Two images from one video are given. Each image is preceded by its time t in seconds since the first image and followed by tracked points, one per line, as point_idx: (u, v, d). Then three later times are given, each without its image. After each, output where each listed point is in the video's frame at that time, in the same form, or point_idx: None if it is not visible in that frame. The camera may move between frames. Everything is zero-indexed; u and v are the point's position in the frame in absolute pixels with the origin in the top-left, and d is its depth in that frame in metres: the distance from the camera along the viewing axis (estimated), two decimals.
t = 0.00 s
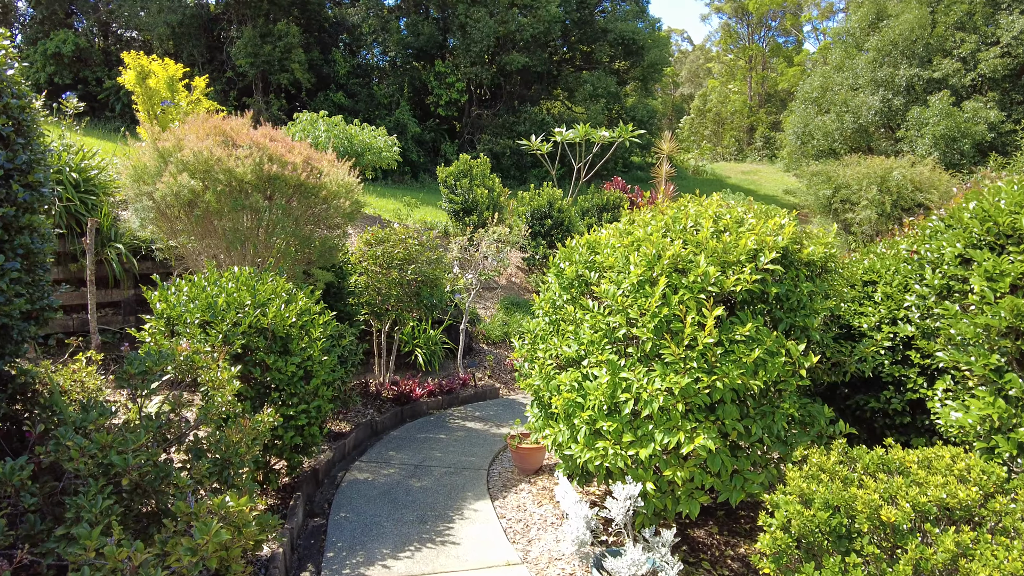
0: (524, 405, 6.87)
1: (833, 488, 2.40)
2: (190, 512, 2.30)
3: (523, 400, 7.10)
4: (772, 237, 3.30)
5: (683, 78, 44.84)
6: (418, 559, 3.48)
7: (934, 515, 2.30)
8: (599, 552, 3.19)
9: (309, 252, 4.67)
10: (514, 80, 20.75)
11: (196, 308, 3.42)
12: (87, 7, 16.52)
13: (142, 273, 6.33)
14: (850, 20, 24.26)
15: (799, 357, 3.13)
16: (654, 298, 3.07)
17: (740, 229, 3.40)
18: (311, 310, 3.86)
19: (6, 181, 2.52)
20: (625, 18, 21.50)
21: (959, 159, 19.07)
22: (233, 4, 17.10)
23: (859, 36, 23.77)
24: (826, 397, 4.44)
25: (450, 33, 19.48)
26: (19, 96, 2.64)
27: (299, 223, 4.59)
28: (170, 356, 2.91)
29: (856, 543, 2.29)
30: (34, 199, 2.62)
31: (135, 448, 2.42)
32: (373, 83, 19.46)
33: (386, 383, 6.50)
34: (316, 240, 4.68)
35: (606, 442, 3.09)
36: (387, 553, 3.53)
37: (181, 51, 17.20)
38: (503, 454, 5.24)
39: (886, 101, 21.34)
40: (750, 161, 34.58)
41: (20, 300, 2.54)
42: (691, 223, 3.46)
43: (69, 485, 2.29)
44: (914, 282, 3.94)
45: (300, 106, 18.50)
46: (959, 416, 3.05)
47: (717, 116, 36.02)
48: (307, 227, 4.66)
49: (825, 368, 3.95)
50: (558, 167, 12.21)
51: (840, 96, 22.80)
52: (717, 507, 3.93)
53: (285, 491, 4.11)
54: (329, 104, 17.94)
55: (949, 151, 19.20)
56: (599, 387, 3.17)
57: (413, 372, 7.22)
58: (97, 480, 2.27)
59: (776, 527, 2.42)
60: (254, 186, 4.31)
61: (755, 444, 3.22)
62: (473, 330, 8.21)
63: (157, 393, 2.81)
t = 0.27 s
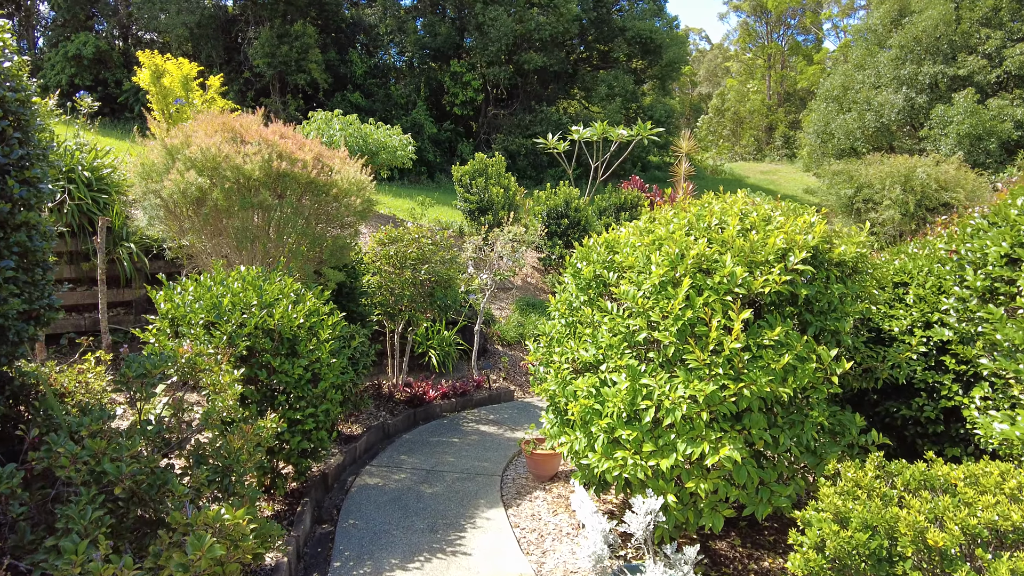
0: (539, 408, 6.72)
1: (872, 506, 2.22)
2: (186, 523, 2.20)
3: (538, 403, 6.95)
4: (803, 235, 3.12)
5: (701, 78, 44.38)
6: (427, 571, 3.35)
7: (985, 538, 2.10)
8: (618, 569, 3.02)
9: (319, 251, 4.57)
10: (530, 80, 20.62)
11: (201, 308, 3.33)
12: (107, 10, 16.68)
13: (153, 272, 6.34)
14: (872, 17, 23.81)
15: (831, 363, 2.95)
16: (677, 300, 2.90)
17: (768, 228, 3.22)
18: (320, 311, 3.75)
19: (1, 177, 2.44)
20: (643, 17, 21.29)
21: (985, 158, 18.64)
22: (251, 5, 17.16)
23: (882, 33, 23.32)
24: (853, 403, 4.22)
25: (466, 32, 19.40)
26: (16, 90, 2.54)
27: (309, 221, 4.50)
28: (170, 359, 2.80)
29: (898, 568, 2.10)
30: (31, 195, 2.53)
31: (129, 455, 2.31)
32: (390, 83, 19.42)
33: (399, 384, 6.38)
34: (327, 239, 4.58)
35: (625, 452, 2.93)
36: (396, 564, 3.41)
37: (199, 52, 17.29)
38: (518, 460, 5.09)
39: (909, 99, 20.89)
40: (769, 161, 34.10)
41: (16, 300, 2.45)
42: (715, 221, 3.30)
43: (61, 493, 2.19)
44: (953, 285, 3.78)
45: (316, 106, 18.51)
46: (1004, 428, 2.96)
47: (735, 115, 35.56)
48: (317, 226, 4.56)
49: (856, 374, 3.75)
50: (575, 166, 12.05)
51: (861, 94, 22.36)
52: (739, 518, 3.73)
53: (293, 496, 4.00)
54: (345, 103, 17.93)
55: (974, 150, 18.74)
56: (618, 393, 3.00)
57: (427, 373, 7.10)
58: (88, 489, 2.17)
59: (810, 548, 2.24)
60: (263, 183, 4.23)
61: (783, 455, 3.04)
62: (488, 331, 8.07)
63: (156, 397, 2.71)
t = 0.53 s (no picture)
0: (553, 413, 6.57)
1: (921, 529, 2.04)
2: (184, 538, 2.08)
3: (552, 407, 6.79)
4: (836, 235, 2.95)
5: (714, 78, 44.02)
6: None
7: None
8: None
9: (328, 251, 4.44)
10: (542, 79, 20.48)
11: (205, 310, 3.21)
12: (122, 11, 16.74)
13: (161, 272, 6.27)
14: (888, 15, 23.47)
15: (868, 370, 2.77)
16: (704, 303, 2.73)
17: (799, 227, 3.05)
18: (328, 313, 3.63)
19: None
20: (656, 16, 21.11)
21: (1005, 158, 18.30)
22: (263, 5, 17.16)
23: (898, 31, 22.98)
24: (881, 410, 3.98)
25: (478, 32, 19.31)
26: (11, 82, 2.43)
27: (318, 220, 4.38)
28: (171, 363, 2.68)
29: None
30: (26, 192, 2.41)
31: (124, 466, 2.19)
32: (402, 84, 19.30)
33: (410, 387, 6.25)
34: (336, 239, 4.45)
35: (647, 464, 2.78)
36: None
37: (212, 53, 17.31)
38: (532, 466, 4.94)
39: (927, 99, 20.57)
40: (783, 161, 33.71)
41: (10, 302, 2.34)
42: (743, 220, 3.13)
43: (53, 505, 2.08)
44: (994, 288, 3.56)
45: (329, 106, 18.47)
46: None
47: (748, 115, 35.21)
48: (327, 224, 4.44)
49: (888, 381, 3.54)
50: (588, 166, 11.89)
51: (878, 94, 22.03)
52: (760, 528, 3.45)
53: (300, 504, 3.87)
54: (357, 104, 17.87)
55: (994, 150, 18.39)
56: (640, 402, 2.84)
57: (438, 376, 6.96)
58: (80, 502, 2.06)
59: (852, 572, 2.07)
60: (271, 181, 4.10)
61: (814, 467, 2.87)
62: (500, 333, 7.92)
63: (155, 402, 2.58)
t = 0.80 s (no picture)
0: (560, 418, 6.42)
1: (956, 557, 1.89)
2: (167, 558, 1.97)
3: (558, 413, 6.64)
4: (859, 237, 2.80)
5: (722, 78, 43.75)
6: None
7: None
8: None
9: (328, 252, 4.32)
10: (550, 79, 20.34)
11: (198, 314, 3.08)
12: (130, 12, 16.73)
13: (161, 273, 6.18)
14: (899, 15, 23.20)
15: (893, 381, 2.61)
16: (720, 309, 2.58)
17: (820, 229, 2.89)
18: (327, 316, 3.50)
19: None
20: (665, 16, 20.91)
21: (1018, 158, 18.03)
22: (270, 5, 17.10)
23: (910, 31, 22.68)
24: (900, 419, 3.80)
25: (486, 32, 19.19)
26: None
27: (318, 220, 4.25)
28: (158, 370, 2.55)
29: None
30: (7, 190, 2.29)
31: (103, 482, 2.07)
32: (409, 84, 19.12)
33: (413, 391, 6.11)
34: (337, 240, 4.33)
35: (659, 479, 2.63)
36: None
37: (219, 53, 17.26)
38: (537, 474, 4.79)
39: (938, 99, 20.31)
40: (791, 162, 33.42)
41: None
42: (760, 221, 2.98)
43: (28, 522, 1.96)
44: None
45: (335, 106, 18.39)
46: None
47: (757, 116, 34.94)
48: (327, 225, 4.31)
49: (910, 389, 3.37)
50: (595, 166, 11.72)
51: (889, 94, 21.75)
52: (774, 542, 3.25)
53: (297, 514, 3.74)
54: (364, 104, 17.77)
55: (1007, 151, 18.13)
56: (651, 413, 2.69)
57: (442, 379, 6.82)
58: (54, 521, 1.94)
59: None
60: (269, 180, 3.98)
61: (833, 483, 2.71)
62: (506, 335, 7.78)
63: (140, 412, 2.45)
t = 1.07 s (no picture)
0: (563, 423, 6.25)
1: None
2: None
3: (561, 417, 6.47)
4: (881, 235, 2.62)
5: (726, 78, 43.54)
6: None
7: None
8: None
9: (322, 251, 4.16)
10: (553, 79, 20.17)
11: (180, 316, 2.92)
12: (132, 12, 16.62)
13: (155, 273, 6.03)
14: (905, 13, 23.00)
15: (919, 390, 2.43)
16: (734, 312, 2.40)
17: (839, 227, 2.71)
18: (318, 319, 3.34)
19: None
20: (669, 15, 20.72)
21: None
22: (273, 5, 16.98)
23: (916, 29, 22.44)
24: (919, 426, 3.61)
25: (489, 32, 19.05)
26: None
27: (311, 218, 4.09)
28: (136, 375, 2.40)
29: None
30: None
31: (68, 497, 1.93)
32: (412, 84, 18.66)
33: (413, 394, 5.95)
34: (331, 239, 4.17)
35: (667, 493, 2.47)
36: None
37: (221, 53, 17.15)
38: (539, 483, 4.62)
39: (945, 97, 20.10)
40: (797, 162, 33.16)
41: None
42: (775, 218, 2.81)
43: None
44: None
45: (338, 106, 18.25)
46: None
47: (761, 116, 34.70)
48: (321, 224, 4.15)
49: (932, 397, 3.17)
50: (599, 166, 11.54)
51: (895, 93, 21.52)
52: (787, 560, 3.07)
53: (287, 525, 3.59)
54: (366, 103, 17.63)
55: (1016, 150, 17.91)
56: (659, 423, 2.52)
57: (442, 382, 6.65)
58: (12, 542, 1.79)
59: None
60: (259, 177, 3.82)
61: (853, 498, 2.54)
62: (507, 337, 7.61)
63: (114, 420, 2.30)
